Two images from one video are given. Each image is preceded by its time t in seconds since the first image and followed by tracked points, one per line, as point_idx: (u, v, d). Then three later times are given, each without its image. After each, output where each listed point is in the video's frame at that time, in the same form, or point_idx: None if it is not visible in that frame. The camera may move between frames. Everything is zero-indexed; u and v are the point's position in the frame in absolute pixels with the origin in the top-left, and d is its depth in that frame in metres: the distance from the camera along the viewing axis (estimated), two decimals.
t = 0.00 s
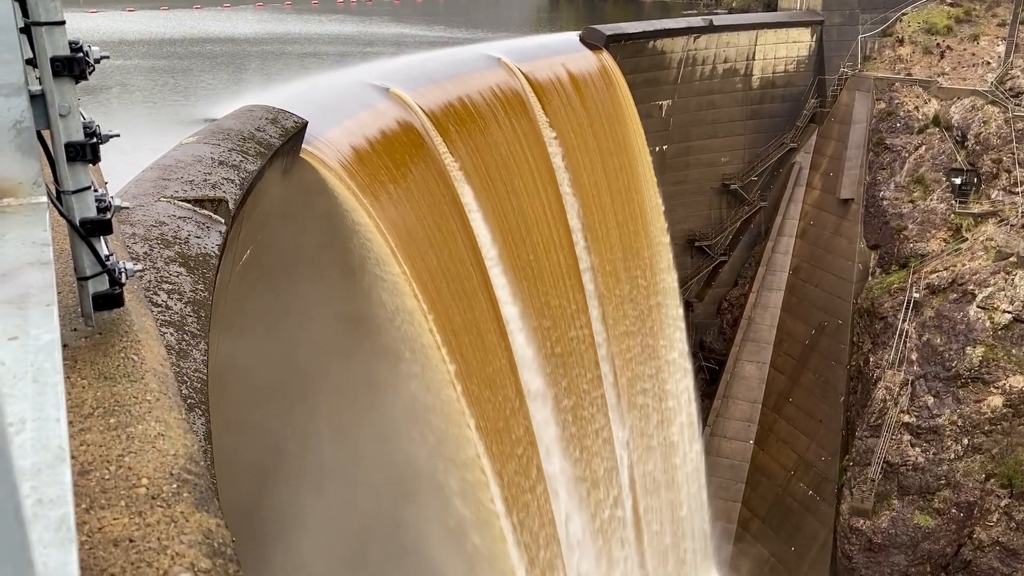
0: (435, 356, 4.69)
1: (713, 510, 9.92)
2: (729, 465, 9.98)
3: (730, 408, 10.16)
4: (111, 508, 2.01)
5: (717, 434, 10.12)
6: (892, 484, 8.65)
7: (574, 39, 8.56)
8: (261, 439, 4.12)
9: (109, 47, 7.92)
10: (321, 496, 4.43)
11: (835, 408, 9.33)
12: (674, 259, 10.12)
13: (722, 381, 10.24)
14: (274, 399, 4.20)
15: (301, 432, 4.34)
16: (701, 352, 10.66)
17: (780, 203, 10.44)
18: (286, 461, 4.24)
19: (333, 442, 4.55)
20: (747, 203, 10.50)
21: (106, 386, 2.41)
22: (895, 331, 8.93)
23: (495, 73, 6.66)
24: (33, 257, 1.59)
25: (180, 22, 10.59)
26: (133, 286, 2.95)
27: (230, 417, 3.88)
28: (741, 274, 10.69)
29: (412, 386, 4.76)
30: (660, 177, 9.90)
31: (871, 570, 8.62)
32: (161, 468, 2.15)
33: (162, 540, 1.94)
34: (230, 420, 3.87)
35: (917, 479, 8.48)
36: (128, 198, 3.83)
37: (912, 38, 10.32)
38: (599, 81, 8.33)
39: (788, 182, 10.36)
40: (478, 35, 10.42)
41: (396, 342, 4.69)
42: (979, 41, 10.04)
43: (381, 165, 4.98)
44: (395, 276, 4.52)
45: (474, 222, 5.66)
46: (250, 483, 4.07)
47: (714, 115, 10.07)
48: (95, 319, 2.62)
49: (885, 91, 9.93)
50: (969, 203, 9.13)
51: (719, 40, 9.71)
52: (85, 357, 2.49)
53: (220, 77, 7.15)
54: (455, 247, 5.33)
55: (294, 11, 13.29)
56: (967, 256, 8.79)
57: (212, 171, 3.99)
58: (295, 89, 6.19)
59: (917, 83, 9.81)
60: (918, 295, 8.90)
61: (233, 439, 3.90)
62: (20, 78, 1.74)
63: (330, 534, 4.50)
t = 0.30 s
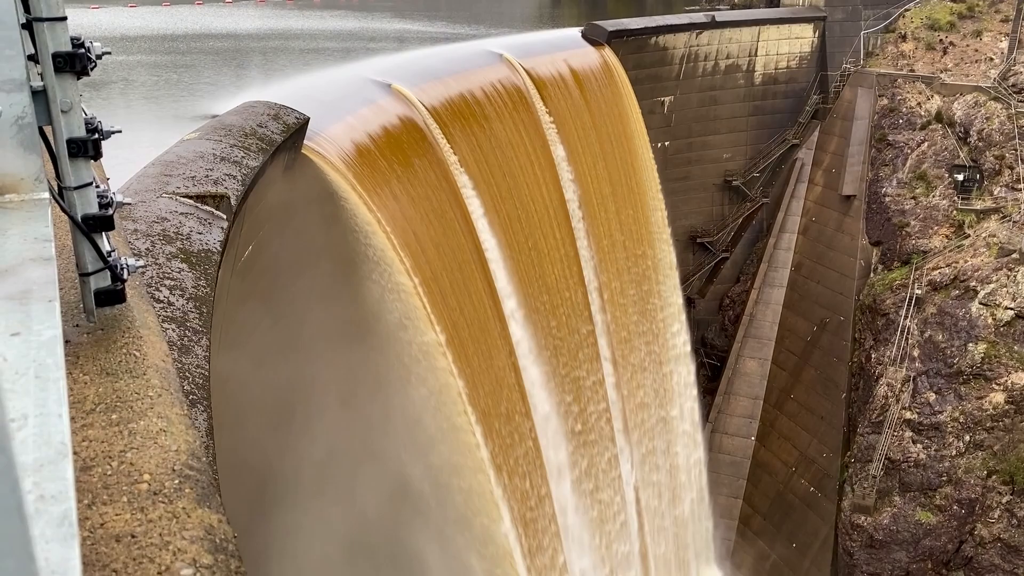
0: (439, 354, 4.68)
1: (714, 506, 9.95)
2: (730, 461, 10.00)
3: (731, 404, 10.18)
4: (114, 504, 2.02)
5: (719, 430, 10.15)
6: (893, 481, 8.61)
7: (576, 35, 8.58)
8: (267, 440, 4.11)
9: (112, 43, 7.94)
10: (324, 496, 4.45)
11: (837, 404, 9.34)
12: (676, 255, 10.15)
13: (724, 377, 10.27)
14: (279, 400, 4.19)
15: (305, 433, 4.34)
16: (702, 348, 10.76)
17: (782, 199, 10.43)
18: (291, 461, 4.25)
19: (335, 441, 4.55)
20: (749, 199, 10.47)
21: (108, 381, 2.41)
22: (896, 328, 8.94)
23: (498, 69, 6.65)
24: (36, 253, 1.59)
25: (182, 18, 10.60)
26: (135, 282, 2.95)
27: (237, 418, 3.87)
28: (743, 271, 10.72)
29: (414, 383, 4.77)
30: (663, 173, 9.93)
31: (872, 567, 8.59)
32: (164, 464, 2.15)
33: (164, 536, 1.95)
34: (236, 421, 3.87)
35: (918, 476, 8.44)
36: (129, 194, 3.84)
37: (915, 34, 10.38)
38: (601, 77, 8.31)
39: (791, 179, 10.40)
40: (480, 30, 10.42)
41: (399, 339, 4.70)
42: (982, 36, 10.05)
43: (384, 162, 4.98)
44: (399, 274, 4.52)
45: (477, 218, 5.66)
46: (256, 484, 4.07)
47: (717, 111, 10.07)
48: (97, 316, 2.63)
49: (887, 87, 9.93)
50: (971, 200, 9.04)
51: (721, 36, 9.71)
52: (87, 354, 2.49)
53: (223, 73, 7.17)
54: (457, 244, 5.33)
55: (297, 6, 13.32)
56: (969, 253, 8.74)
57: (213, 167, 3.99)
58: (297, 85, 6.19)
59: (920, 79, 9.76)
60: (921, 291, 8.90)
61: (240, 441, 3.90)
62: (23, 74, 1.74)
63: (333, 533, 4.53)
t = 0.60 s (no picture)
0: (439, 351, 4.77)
1: (715, 501, 9.98)
2: (732, 455, 10.02)
3: (732, 399, 10.18)
4: (116, 497, 2.02)
5: (720, 424, 10.17)
6: (895, 476, 8.64)
7: (578, 29, 8.57)
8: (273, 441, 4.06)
9: (115, 36, 7.93)
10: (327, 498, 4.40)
11: (839, 399, 9.31)
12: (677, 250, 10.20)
13: (725, 371, 10.28)
14: (283, 399, 4.16)
15: (308, 433, 4.31)
16: (705, 343, 10.83)
17: (784, 193, 10.43)
18: (295, 462, 4.20)
19: (336, 440, 4.53)
20: (751, 193, 10.53)
21: (110, 376, 2.41)
22: (898, 322, 8.93)
23: (500, 62, 6.62)
24: (37, 247, 1.59)
25: (185, 11, 10.58)
26: (136, 276, 2.95)
27: (241, 418, 3.82)
28: (745, 265, 10.74)
29: (413, 378, 4.85)
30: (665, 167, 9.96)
31: (874, 562, 8.64)
32: (165, 458, 2.15)
33: (166, 529, 1.95)
34: (240, 422, 3.82)
35: (920, 471, 8.44)
36: (132, 188, 3.83)
37: (918, 28, 10.22)
38: (603, 71, 8.28)
39: (793, 173, 10.39)
40: (483, 23, 10.40)
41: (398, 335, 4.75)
42: (986, 30, 9.84)
43: (386, 158, 4.97)
44: (400, 271, 4.60)
45: (479, 215, 5.66)
46: (262, 486, 4.00)
47: (720, 106, 10.10)
48: (99, 309, 2.63)
49: (891, 82, 9.86)
50: (974, 194, 9.06)
51: (724, 30, 9.72)
52: (89, 348, 2.50)
53: (226, 66, 7.16)
54: (459, 240, 5.34)
55: None
56: (972, 248, 8.74)
57: (215, 161, 3.98)
58: (299, 78, 6.18)
59: (923, 73, 9.68)
60: (923, 286, 8.90)
61: (245, 442, 3.84)
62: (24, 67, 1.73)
63: (335, 536, 4.48)
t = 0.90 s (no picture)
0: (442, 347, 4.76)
1: (716, 495, 10.00)
2: (733, 450, 10.03)
3: (734, 393, 10.18)
4: (118, 491, 2.03)
5: (721, 419, 10.18)
6: (896, 470, 8.64)
7: (580, 21, 8.53)
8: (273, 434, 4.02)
9: (117, 28, 7.92)
10: (330, 497, 4.33)
11: (841, 394, 9.31)
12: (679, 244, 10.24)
13: (727, 365, 10.27)
14: (283, 393, 4.12)
15: (309, 428, 4.27)
16: (706, 337, 10.85)
17: (787, 187, 10.39)
18: (297, 457, 4.15)
19: (337, 438, 4.49)
20: (753, 187, 10.57)
21: (112, 368, 2.42)
22: (900, 317, 8.92)
23: (502, 55, 6.61)
24: (39, 239, 1.58)
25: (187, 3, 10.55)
26: (138, 268, 2.96)
27: (239, 413, 3.78)
28: (748, 260, 10.71)
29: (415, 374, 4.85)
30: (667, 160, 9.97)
31: (875, 556, 8.64)
32: (168, 451, 2.16)
33: (169, 522, 1.95)
34: (239, 415, 3.78)
35: (921, 465, 8.44)
36: (134, 180, 3.83)
37: (921, 22, 10.20)
38: (605, 64, 8.25)
39: (795, 167, 10.34)
40: (485, 16, 10.36)
41: (399, 330, 4.76)
42: (989, 24, 9.88)
43: (387, 152, 4.96)
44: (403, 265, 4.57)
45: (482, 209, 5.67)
46: (264, 482, 3.94)
47: (723, 99, 10.10)
48: (101, 302, 2.63)
49: (893, 76, 9.83)
50: (976, 188, 9.03)
51: (727, 23, 9.70)
52: (91, 341, 2.50)
53: (228, 58, 7.14)
54: (461, 235, 5.33)
55: None
56: (974, 242, 8.72)
57: (217, 153, 3.98)
58: (301, 71, 6.17)
59: (926, 67, 9.66)
60: (924, 280, 8.88)
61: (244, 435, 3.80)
62: (26, 60, 1.73)
63: (338, 537, 4.40)
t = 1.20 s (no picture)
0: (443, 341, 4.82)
1: (717, 487, 10.04)
2: (734, 442, 10.06)
3: (735, 385, 10.19)
4: (120, 483, 2.03)
5: (722, 411, 10.20)
6: (896, 463, 8.66)
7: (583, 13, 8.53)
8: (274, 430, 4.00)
9: (117, 19, 7.89)
10: (330, 495, 4.31)
11: (841, 387, 9.30)
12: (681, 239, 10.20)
13: (728, 358, 10.28)
14: (282, 388, 4.10)
15: (311, 423, 4.26)
16: (707, 330, 10.85)
17: (789, 180, 10.41)
18: (299, 454, 4.14)
19: (338, 434, 4.47)
20: (756, 180, 10.48)
21: (114, 360, 2.43)
22: (902, 310, 8.91)
23: (504, 47, 6.59)
24: (41, 231, 1.58)
25: None
26: (141, 260, 2.96)
27: (239, 410, 3.76)
28: (750, 252, 10.69)
29: (415, 369, 4.89)
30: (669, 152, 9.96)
31: (875, 548, 8.65)
32: (170, 443, 2.16)
33: (171, 514, 1.96)
34: (241, 409, 3.76)
35: (922, 458, 8.48)
36: (135, 172, 3.83)
37: (925, 14, 10.10)
38: (608, 56, 8.22)
39: (798, 160, 10.34)
40: (487, 7, 10.31)
41: (401, 325, 4.78)
42: (994, 17, 9.73)
43: (388, 144, 4.94)
44: (405, 258, 4.62)
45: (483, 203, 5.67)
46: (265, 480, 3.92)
47: (725, 92, 10.04)
48: (104, 294, 2.64)
49: (897, 68, 9.78)
50: (979, 181, 9.04)
51: (729, 15, 9.60)
52: (93, 332, 2.51)
53: (228, 50, 7.13)
54: (463, 229, 5.34)
55: None
56: (976, 236, 8.74)
57: (219, 145, 3.97)
58: (303, 62, 6.15)
59: (930, 60, 9.65)
60: (926, 274, 8.88)
61: (246, 430, 3.78)
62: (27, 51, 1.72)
63: (339, 534, 4.38)
